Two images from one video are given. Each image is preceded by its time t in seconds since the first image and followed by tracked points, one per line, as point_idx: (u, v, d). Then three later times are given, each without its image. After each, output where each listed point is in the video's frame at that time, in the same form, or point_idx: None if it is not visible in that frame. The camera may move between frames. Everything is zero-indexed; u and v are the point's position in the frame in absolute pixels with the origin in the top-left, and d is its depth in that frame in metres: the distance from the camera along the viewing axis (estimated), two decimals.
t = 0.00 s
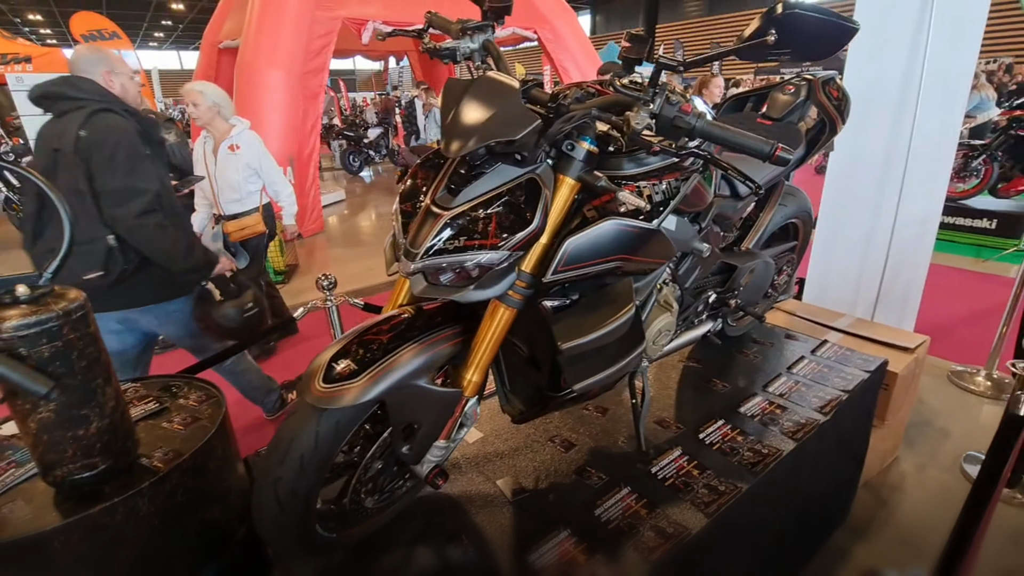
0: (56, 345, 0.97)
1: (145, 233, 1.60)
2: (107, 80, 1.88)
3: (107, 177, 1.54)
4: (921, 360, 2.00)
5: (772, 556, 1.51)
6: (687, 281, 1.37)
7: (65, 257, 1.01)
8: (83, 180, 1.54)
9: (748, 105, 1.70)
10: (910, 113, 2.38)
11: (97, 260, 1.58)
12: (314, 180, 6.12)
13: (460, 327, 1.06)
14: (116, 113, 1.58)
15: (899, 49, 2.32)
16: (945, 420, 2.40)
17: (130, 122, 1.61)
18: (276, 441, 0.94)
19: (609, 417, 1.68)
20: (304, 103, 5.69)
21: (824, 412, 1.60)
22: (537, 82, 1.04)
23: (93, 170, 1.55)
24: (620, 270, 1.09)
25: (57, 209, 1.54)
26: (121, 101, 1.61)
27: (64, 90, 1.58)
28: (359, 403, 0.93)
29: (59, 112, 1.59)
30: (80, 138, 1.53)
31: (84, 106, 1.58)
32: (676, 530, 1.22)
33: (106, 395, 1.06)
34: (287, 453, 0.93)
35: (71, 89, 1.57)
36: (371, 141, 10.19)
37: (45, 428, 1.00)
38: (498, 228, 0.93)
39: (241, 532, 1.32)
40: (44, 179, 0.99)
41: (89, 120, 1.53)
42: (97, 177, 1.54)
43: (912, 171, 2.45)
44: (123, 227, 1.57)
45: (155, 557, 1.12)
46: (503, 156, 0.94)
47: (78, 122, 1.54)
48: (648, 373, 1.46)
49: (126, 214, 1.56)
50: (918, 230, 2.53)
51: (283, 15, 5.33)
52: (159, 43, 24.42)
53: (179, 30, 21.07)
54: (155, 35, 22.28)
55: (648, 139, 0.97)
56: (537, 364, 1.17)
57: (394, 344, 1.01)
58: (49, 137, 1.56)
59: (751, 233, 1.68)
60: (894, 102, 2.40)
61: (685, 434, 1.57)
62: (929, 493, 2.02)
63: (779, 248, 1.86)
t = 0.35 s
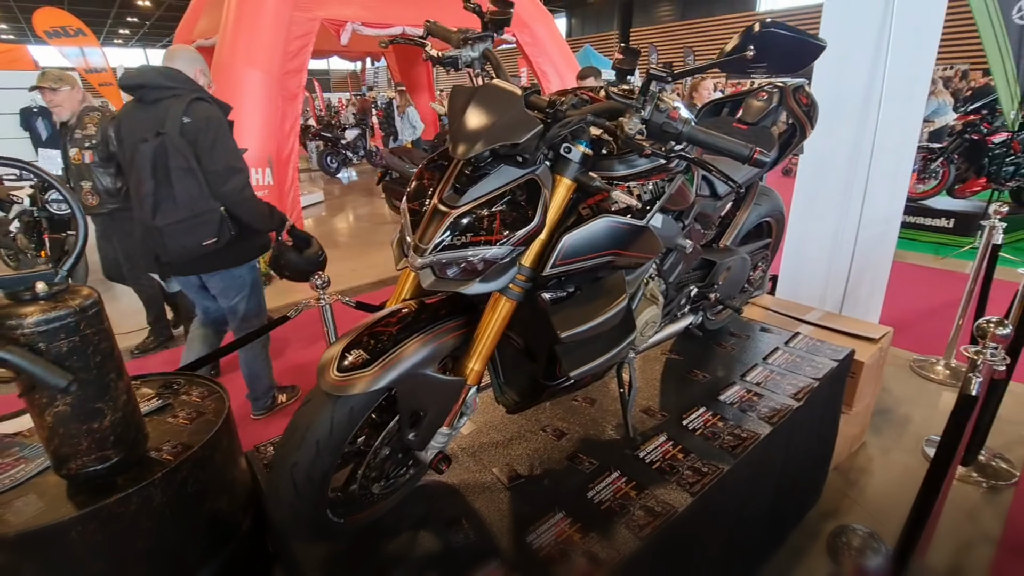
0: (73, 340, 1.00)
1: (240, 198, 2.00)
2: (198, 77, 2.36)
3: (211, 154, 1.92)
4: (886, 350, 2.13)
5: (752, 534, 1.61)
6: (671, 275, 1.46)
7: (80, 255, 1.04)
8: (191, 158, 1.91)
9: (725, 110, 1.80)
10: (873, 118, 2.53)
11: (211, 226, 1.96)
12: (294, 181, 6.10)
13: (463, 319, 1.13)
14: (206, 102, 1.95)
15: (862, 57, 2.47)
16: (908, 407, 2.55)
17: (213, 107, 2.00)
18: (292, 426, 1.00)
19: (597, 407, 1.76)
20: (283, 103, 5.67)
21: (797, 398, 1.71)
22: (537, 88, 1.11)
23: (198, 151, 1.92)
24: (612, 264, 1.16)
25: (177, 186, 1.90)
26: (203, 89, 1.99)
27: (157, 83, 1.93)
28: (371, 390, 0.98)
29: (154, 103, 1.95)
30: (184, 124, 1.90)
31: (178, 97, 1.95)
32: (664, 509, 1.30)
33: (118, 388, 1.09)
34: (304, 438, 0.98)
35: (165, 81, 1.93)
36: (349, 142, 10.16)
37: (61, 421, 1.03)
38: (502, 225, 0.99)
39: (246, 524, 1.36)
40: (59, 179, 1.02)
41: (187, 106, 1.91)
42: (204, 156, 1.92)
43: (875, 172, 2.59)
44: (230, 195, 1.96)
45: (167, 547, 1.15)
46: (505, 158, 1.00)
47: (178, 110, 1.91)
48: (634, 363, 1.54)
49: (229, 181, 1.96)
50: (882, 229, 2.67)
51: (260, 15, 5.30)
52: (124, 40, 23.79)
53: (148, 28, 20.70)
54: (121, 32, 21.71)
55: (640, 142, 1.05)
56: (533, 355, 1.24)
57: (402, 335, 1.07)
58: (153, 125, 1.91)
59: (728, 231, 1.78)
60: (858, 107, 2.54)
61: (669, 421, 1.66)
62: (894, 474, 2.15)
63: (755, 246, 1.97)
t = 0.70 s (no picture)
0: (78, 327, 1.05)
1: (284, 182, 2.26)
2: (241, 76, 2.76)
3: (263, 146, 2.16)
4: (849, 340, 2.25)
5: (722, 512, 1.71)
6: (645, 267, 1.55)
7: (83, 246, 1.09)
8: (247, 150, 2.15)
9: (695, 113, 1.87)
10: (839, 121, 2.66)
11: (271, 208, 2.22)
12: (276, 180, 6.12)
13: (449, 307, 1.20)
14: (252, 98, 2.18)
15: (828, 62, 2.59)
16: (872, 396, 2.69)
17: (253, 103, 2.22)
18: (290, 405, 1.07)
19: (576, 395, 1.85)
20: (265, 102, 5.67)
21: (764, 384, 1.81)
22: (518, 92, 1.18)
23: (251, 142, 2.15)
24: (588, 254, 1.25)
25: (239, 176, 2.13)
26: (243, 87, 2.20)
27: (206, 84, 2.12)
28: (363, 372, 1.05)
29: (205, 101, 2.14)
30: (236, 120, 2.12)
31: (224, 95, 2.15)
32: (638, 486, 1.39)
33: (119, 374, 1.14)
34: (301, 416, 1.05)
35: (213, 81, 2.12)
36: (332, 142, 10.18)
37: (66, 405, 1.08)
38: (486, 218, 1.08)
39: (240, 506, 1.42)
40: (61, 173, 1.07)
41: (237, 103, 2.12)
42: (257, 147, 2.16)
43: (841, 173, 2.72)
44: (283, 180, 2.24)
45: (167, 527, 1.21)
46: (488, 155, 1.08)
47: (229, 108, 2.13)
48: (612, 352, 1.63)
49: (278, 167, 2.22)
50: (848, 227, 2.80)
51: (243, 12, 5.27)
52: (99, 36, 23.39)
53: (123, 24, 20.50)
54: (95, 29, 21.35)
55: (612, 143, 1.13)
56: (515, 342, 1.32)
57: (391, 321, 1.14)
58: (206, 124, 2.12)
59: (700, 227, 1.88)
60: (824, 112, 2.67)
61: (645, 406, 1.75)
62: (857, 458, 2.27)
63: (726, 241, 2.07)
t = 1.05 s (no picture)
0: (82, 308, 1.12)
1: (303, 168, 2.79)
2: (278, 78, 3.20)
3: (287, 136, 2.70)
4: (817, 329, 2.37)
5: (693, 489, 1.81)
6: (619, 257, 1.65)
7: (87, 233, 1.16)
8: (273, 140, 2.68)
9: (668, 113, 1.97)
10: (810, 121, 2.77)
11: (293, 190, 2.74)
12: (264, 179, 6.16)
13: (431, 292, 1.29)
14: (278, 96, 2.71)
15: (799, 66, 2.71)
16: (841, 384, 2.81)
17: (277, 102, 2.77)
18: (282, 381, 1.15)
19: (556, 380, 1.94)
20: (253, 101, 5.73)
21: (733, 369, 1.91)
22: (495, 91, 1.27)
23: (277, 134, 2.69)
24: (561, 243, 1.34)
25: (268, 162, 2.67)
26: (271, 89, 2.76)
27: (240, 86, 2.68)
28: (351, 349, 1.14)
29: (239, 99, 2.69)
30: (264, 115, 2.66)
31: (255, 94, 2.70)
32: (611, 461, 1.48)
33: (120, 354, 1.21)
34: (293, 390, 1.13)
35: (246, 84, 2.69)
36: (321, 142, 10.23)
37: (70, 382, 1.15)
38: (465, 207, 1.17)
39: (234, 484, 1.49)
40: (66, 165, 1.15)
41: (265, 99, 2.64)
42: (282, 139, 2.69)
43: (814, 171, 2.83)
44: (303, 167, 2.74)
45: (165, 500, 1.28)
46: (466, 150, 1.17)
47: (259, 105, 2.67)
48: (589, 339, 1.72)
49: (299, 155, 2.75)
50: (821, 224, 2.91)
51: (231, 12, 5.33)
52: (82, 34, 23.20)
53: (108, 21, 20.31)
54: (79, 26, 21.19)
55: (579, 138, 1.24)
56: (494, 326, 1.41)
57: (377, 304, 1.23)
58: (240, 118, 2.66)
59: (672, 221, 1.98)
60: (796, 112, 2.79)
61: (620, 390, 1.84)
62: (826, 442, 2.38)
63: (698, 234, 2.18)
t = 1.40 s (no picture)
0: (108, 293, 1.22)
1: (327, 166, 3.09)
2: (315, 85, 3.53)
3: (314, 138, 3.02)
4: (791, 323, 2.50)
5: (671, 470, 1.93)
6: (602, 251, 1.76)
7: (111, 224, 1.26)
8: (302, 141, 3.00)
9: (650, 117, 2.13)
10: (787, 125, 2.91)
11: (313, 188, 3.03)
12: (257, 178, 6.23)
13: (428, 281, 1.40)
14: (312, 102, 3.04)
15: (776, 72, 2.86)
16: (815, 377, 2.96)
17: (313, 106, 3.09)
18: (291, 360, 1.25)
19: (544, 368, 2.06)
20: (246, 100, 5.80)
21: (710, 358, 2.04)
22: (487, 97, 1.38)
23: (307, 136, 3.01)
24: (548, 236, 1.46)
25: (294, 160, 2.97)
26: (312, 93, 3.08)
27: (280, 89, 3.01)
28: (355, 331, 1.25)
29: (277, 101, 3.03)
30: (298, 117, 3.00)
31: (292, 98, 3.03)
32: (594, 440, 1.60)
33: (140, 336, 1.31)
34: (302, 368, 1.24)
35: (288, 87, 3.01)
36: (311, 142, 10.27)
37: (95, 361, 1.24)
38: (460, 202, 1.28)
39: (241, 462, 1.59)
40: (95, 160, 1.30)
41: (300, 101, 2.95)
42: (310, 139, 3.01)
43: (790, 173, 2.99)
44: (326, 167, 3.05)
45: (179, 473, 1.38)
46: (461, 151, 1.28)
47: (295, 107, 3.02)
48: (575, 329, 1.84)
49: (323, 155, 3.05)
50: (798, 223, 3.08)
51: (225, 13, 5.42)
52: (68, 30, 23.06)
53: (94, 17, 20.14)
54: (65, 22, 21.11)
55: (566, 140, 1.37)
56: (486, 315, 1.51)
57: (379, 291, 1.34)
58: (277, 119, 3.00)
59: (653, 219, 2.10)
60: (774, 116, 2.90)
61: (604, 377, 1.96)
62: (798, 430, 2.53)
63: (677, 232, 2.31)
